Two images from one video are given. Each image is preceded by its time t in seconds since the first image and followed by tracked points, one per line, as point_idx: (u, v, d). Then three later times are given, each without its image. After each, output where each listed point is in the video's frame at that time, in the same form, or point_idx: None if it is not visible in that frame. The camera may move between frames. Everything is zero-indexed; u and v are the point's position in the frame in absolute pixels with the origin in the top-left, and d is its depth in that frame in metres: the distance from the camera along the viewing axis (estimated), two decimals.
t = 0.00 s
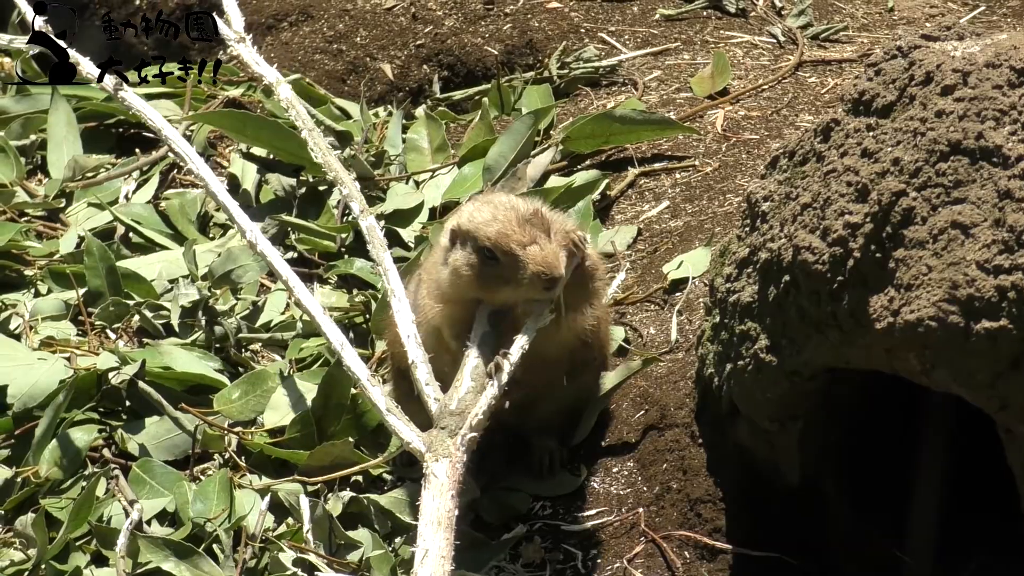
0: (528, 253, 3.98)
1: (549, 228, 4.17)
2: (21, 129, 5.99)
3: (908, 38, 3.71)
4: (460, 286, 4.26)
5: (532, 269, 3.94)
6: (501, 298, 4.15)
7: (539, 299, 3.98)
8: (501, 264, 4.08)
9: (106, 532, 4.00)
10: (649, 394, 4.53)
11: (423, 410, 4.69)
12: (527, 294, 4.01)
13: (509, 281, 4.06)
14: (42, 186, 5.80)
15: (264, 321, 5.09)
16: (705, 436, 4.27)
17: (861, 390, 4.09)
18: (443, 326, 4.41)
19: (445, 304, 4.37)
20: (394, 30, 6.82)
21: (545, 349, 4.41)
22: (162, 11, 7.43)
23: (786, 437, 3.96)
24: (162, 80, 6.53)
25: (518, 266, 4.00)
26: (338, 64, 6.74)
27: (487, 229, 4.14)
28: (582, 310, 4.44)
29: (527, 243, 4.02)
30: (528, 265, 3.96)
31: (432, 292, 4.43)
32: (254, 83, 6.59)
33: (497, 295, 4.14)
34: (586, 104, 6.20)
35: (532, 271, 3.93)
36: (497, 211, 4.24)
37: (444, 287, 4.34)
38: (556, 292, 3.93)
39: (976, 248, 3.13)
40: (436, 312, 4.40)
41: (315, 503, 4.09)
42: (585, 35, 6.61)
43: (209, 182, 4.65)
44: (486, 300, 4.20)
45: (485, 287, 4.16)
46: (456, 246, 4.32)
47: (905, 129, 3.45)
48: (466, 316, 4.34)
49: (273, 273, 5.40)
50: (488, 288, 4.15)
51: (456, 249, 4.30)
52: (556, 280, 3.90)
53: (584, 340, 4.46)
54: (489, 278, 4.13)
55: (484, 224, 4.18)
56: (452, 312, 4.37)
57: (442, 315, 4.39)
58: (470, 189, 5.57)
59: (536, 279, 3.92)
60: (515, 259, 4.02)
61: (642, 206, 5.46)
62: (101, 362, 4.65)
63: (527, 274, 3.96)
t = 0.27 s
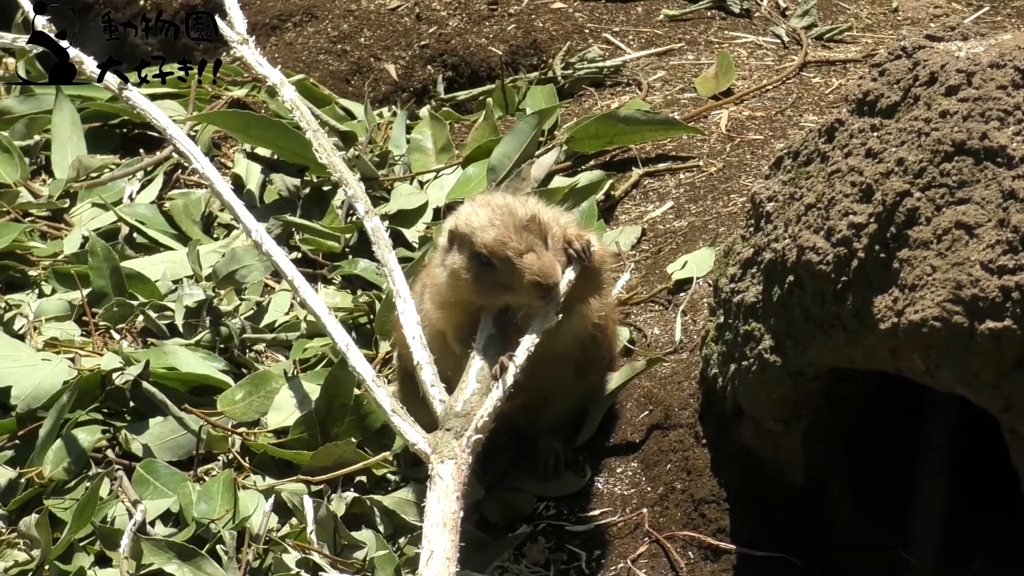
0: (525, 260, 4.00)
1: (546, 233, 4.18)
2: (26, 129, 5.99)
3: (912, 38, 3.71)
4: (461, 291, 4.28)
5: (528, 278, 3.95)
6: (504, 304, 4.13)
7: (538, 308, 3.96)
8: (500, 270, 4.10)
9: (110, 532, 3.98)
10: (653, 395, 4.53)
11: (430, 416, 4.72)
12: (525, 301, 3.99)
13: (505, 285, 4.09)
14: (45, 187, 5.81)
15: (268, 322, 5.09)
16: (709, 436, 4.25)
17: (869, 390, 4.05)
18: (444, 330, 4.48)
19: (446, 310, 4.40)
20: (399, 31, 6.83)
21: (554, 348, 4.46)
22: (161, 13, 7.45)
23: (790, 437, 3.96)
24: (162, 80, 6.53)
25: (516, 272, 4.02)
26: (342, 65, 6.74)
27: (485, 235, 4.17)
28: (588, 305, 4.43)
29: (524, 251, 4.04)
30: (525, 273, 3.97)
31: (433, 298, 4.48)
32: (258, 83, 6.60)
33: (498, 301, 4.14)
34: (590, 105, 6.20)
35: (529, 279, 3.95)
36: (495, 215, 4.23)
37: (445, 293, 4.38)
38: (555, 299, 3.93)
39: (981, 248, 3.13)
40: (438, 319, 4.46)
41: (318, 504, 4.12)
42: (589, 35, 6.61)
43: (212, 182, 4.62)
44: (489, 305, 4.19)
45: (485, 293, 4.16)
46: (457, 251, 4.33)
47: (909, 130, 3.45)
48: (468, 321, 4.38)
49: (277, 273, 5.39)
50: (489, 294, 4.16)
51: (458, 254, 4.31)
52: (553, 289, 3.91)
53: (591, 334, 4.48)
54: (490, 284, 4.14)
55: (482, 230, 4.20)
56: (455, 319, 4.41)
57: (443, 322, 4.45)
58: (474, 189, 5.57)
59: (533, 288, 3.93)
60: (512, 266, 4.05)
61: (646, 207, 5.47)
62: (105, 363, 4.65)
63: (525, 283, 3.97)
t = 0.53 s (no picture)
0: (545, 263, 4.02)
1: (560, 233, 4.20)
2: (26, 124, 5.98)
3: (913, 35, 3.71)
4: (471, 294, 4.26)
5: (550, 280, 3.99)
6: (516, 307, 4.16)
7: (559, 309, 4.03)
8: (518, 277, 4.10)
9: (110, 528, 3.97)
10: (653, 390, 4.53)
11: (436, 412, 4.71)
12: (545, 305, 4.04)
13: (524, 289, 4.08)
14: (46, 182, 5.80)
15: (268, 317, 5.08)
16: (710, 432, 4.25)
17: (870, 386, 4.02)
18: (450, 334, 4.45)
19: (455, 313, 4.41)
20: (399, 26, 6.82)
21: (556, 345, 4.46)
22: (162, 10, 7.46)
23: (792, 434, 3.96)
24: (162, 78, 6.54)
25: (535, 277, 4.03)
26: (342, 60, 6.73)
27: (500, 242, 4.15)
28: (583, 300, 4.44)
29: (541, 254, 4.06)
30: (546, 275, 4.00)
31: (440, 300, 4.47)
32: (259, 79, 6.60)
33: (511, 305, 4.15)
34: (590, 101, 6.20)
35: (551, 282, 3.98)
36: (506, 223, 4.23)
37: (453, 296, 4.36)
38: (574, 298, 4.02)
39: (981, 245, 3.13)
40: (446, 323, 4.45)
41: (321, 499, 4.14)
42: (590, 31, 6.61)
43: (228, 177, 4.62)
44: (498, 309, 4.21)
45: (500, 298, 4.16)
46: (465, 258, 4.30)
47: (910, 126, 3.45)
48: (477, 323, 4.38)
49: (278, 269, 5.39)
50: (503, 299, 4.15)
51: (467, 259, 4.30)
52: (575, 289, 3.99)
53: (591, 327, 4.46)
54: (505, 289, 4.13)
55: (495, 238, 4.18)
56: (463, 319, 4.42)
57: (451, 327, 4.44)
58: (475, 184, 5.59)
59: (556, 289, 3.98)
60: (531, 272, 4.04)
61: (646, 203, 5.47)
62: (105, 359, 4.64)
63: (546, 285, 4.01)
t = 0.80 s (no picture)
0: (546, 245, 4.02)
1: (559, 222, 4.21)
2: (24, 119, 5.98)
3: (911, 28, 3.71)
4: (467, 284, 4.25)
5: (552, 262, 3.98)
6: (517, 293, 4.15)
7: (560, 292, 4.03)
8: (519, 260, 4.07)
9: (109, 522, 3.99)
10: (652, 383, 4.53)
11: (432, 403, 4.70)
12: (547, 288, 4.03)
13: (526, 274, 4.07)
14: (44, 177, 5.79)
15: (267, 311, 5.09)
16: (708, 425, 4.27)
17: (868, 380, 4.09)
18: (447, 327, 4.42)
19: (451, 301, 4.38)
20: (397, 20, 6.81)
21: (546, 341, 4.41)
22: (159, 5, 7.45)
23: (789, 426, 3.97)
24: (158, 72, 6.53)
25: (537, 259, 4.02)
26: (340, 54, 6.71)
27: (501, 227, 4.14)
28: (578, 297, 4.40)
29: (543, 237, 4.06)
30: (547, 257, 3.99)
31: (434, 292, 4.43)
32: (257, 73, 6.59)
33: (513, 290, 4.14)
34: (588, 94, 6.20)
35: (552, 263, 3.98)
36: (506, 208, 4.23)
37: (451, 286, 4.32)
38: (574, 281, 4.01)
39: (979, 237, 3.14)
40: (443, 313, 4.41)
41: (318, 493, 4.13)
42: (588, 25, 6.62)
43: (222, 169, 4.60)
44: (497, 295, 4.19)
45: (499, 283, 4.14)
46: (463, 246, 4.29)
47: (907, 119, 3.45)
48: (473, 314, 4.36)
49: (276, 263, 5.41)
50: (503, 285, 4.14)
51: (464, 246, 4.27)
52: (576, 271, 3.98)
53: (582, 326, 4.44)
54: (505, 274, 4.11)
55: (495, 222, 4.17)
56: (461, 309, 4.38)
57: (448, 317, 4.40)
58: (473, 179, 5.58)
59: (556, 271, 3.98)
60: (533, 254, 4.03)
61: (644, 196, 5.47)
62: (104, 354, 4.64)
63: (547, 266, 4.00)
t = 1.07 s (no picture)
0: (548, 239, 4.03)
1: (559, 215, 4.24)
2: (25, 111, 5.98)
3: (911, 22, 3.71)
4: (468, 280, 4.25)
5: (555, 256, 4.00)
6: (519, 289, 4.16)
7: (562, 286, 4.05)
8: (521, 254, 4.08)
9: (109, 514, 4.00)
10: (652, 377, 4.53)
11: (433, 396, 4.70)
12: (549, 282, 4.04)
13: (527, 268, 4.08)
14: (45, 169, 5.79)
15: (267, 303, 5.09)
16: (708, 418, 4.27)
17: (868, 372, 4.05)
18: (448, 324, 4.42)
19: (452, 297, 4.38)
20: (398, 14, 6.80)
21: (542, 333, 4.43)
22: None
23: (789, 420, 3.97)
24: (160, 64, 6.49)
25: (539, 252, 4.03)
26: (340, 47, 6.70)
27: (501, 222, 4.13)
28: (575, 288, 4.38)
29: (545, 230, 4.07)
30: (549, 251, 4.01)
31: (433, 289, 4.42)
32: (258, 66, 6.58)
33: (515, 285, 4.15)
34: (589, 88, 6.19)
35: (554, 257, 3.99)
36: (506, 204, 4.22)
37: (452, 282, 4.32)
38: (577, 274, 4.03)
39: (979, 231, 3.14)
40: (444, 310, 4.41)
41: (319, 486, 4.16)
42: (588, 18, 6.62)
43: (225, 163, 4.62)
44: (499, 290, 4.20)
45: (501, 278, 4.15)
46: (463, 244, 4.27)
47: (908, 113, 3.45)
48: (474, 310, 4.37)
49: (277, 255, 5.41)
50: (505, 280, 4.15)
51: (465, 244, 4.26)
52: (579, 264, 4.00)
53: (576, 318, 4.44)
54: (507, 269, 4.12)
55: (495, 219, 4.17)
56: (462, 305, 4.38)
57: (449, 314, 4.40)
58: (473, 172, 5.60)
59: (558, 264, 3.99)
60: (535, 248, 4.04)
61: (644, 189, 5.47)
62: (104, 345, 4.62)
63: (550, 260, 4.01)
